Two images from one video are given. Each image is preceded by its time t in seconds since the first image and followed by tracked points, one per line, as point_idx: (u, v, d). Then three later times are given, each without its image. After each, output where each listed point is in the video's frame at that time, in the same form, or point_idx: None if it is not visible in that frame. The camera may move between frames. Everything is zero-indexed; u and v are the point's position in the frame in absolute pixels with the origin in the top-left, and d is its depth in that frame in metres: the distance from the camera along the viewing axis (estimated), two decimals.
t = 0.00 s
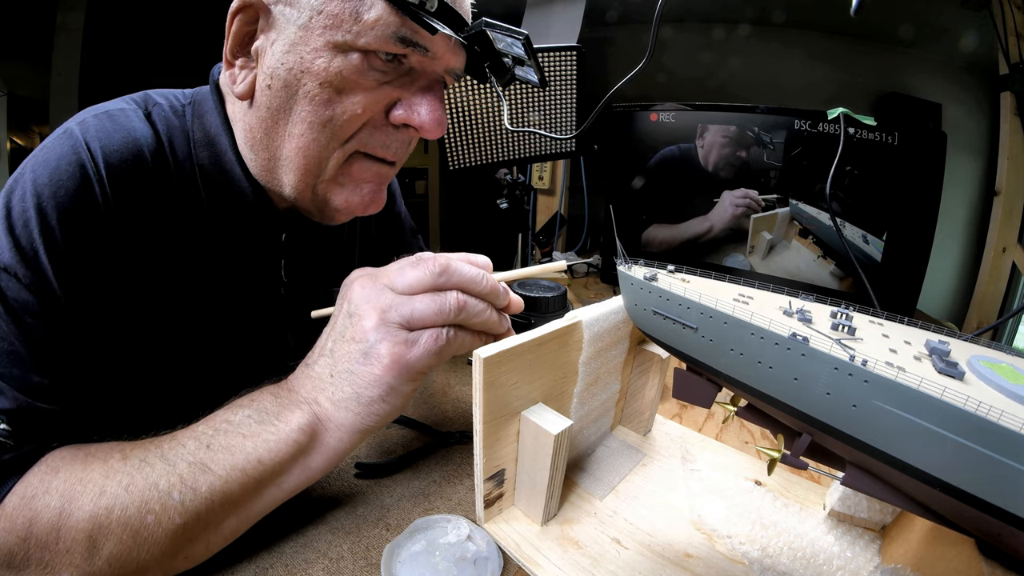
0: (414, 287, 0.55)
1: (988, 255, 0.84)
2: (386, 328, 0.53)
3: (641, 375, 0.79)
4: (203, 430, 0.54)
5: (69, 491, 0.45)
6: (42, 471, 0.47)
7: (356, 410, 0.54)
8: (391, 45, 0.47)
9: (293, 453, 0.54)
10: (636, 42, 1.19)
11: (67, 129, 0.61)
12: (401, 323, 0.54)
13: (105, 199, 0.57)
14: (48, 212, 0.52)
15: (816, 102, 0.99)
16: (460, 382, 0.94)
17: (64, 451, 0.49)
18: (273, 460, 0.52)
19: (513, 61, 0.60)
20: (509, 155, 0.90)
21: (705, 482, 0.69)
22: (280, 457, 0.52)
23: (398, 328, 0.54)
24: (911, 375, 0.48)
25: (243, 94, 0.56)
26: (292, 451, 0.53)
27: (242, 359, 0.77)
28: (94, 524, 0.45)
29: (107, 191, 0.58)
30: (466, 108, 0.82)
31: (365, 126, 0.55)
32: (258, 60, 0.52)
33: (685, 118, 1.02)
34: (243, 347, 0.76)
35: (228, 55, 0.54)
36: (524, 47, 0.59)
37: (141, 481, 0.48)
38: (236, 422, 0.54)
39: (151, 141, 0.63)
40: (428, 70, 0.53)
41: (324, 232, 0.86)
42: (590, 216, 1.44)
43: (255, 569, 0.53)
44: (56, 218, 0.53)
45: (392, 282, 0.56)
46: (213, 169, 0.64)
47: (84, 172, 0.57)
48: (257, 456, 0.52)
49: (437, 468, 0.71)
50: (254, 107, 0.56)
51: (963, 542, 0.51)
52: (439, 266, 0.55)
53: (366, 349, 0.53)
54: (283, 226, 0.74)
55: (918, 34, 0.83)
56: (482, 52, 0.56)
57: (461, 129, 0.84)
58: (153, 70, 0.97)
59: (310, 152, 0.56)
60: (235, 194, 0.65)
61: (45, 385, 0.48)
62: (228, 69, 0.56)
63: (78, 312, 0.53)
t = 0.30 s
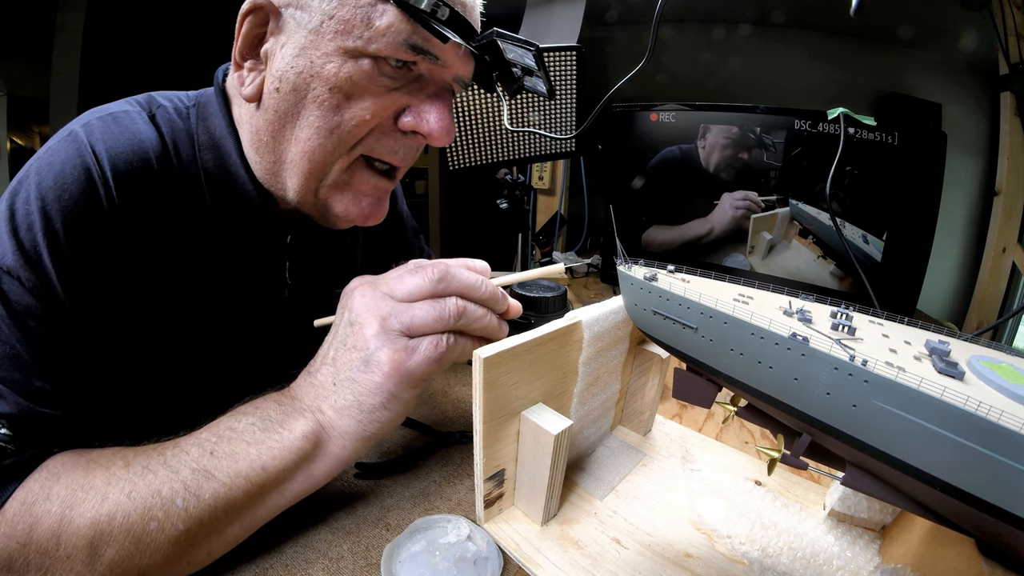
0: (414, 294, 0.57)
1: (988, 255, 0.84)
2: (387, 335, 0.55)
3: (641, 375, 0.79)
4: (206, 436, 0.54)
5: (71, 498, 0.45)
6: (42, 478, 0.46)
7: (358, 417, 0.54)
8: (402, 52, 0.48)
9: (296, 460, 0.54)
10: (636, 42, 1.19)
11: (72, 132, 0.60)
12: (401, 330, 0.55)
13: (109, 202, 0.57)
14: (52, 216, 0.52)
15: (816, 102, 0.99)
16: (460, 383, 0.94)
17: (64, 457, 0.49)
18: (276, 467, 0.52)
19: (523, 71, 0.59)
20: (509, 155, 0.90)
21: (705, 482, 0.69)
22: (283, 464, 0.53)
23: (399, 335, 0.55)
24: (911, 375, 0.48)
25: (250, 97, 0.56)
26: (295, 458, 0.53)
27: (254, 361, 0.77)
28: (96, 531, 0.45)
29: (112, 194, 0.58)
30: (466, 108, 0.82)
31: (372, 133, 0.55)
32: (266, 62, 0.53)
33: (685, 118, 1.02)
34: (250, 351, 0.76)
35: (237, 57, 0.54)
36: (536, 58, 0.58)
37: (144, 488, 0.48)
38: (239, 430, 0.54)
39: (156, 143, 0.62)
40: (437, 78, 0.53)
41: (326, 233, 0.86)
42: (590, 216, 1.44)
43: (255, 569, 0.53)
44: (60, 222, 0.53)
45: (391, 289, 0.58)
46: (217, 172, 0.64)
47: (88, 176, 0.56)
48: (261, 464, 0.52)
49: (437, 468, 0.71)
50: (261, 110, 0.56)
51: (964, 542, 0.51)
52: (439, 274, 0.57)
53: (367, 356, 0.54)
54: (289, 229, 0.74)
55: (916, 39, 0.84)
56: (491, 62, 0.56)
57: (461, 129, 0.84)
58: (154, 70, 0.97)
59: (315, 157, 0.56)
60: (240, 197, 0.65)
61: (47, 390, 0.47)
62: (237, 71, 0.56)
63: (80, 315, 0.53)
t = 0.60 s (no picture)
0: (415, 303, 0.60)
1: (988, 255, 0.84)
2: (388, 340, 0.56)
3: (641, 375, 0.79)
4: (208, 441, 0.54)
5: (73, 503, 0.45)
6: (41, 482, 0.46)
7: (360, 423, 0.55)
8: (407, 52, 0.48)
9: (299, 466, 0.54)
10: (636, 42, 1.19)
11: (73, 133, 0.60)
12: (404, 337, 0.57)
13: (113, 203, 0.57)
14: (55, 218, 0.52)
15: (816, 102, 0.99)
16: (460, 383, 0.94)
17: (65, 461, 0.49)
18: (279, 473, 0.52)
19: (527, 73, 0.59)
20: (509, 155, 0.90)
21: (705, 482, 0.69)
22: (286, 470, 0.53)
23: (401, 342, 0.56)
24: (911, 375, 0.48)
25: (256, 95, 0.56)
26: (298, 464, 0.53)
27: (252, 364, 0.77)
28: (97, 537, 0.45)
29: (116, 195, 0.58)
30: (466, 108, 0.82)
31: (378, 133, 0.54)
32: (272, 62, 0.53)
33: (685, 118, 1.02)
34: (252, 354, 0.77)
35: (243, 56, 0.55)
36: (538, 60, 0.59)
37: (146, 493, 0.48)
38: (242, 435, 0.54)
39: (159, 146, 0.63)
40: (443, 80, 0.53)
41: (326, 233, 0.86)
42: (590, 216, 1.44)
43: (255, 569, 0.53)
44: (64, 224, 0.52)
45: (392, 298, 0.60)
46: (220, 173, 0.64)
47: (90, 178, 0.56)
48: (264, 470, 0.52)
49: (437, 468, 0.71)
50: (267, 109, 0.56)
51: (964, 542, 0.51)
52: (439, 286, 0.62)
53: (368, 361, 0.54)
54: (292, 229, 0.75)
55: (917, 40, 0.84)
56: (497, 63, 0.56)
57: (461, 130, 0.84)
58: (154, 70, 0.97)
59: (321, 157, 0.56)
60: (245, 199, 0.65)
61: (49, 393, 0.47)
62: (242, 70, 0.56)
63: (82, 316, 0.53)
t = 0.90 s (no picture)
0: (400, 292, 0.61)
1: (988, 255, 0.83)
2: (375, 325, 0.57)
3: (641, 375, 0.79)
4: (206, 436, 0.54)
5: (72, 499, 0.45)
6: (40, 477, 0.46)
7: (353, 410, 0.55)
8: (370, 13, 0.50)
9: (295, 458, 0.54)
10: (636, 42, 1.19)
11: (73, 136, 0.60)
12: (390, 323, 0.58)
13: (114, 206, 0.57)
14: (56, 222, 0.51)
15: (816, 103, 0.99)
16: (460, 382, 0.94)
17: (65, 458, 0.49)
18: (275, 465, 0.52)
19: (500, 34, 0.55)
20: (509, 155, 0.90)
21: (705, 482, 0.69)
22: (282, 462, 0.53)
23: (387, 327, 0.58)
24: (911, 374, 0.48)
25: (247, 68, 0.62)
26: (294, 455, 0.53)
27: (246, 364, 0.77)
28: (95, 531, 0.45)
29: (117, 202, 0.57)
30: (466, 108, 0.82)
31: (332, 96, 0.54)
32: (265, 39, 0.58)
33: (685, 118, 1.02)
34: (247, 353, 0.77)
35: (246, 35, 0.61)
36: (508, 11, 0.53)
37: (145, 487, 0.48)
38: (239, 429, 0.55)
39: (159, 147, 0.62)
40: (411, 54, 0.54)
41: (325, 233, 0.86)
42: (590, 216, 1.44)
43: (255, 569, 0.53)
44: (66, 227, 0.52)
45: (378, 287, 0.61)
46: (221, 174, 0.64)
47: (90, 180, 0.55)
48: (260, 462, 0.52)
49: (437, 468, 0.71)
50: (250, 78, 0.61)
51: (964, 542, 0.51)
52: (423, 276, 0.63)
53: (355, 345, 0.56)
54: (291, 229, 0.77)
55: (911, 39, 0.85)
56: (465, 27, 0.53)
57: (461, 130, 0.84)
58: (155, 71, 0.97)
59: (273, 116, 0.56)
60: (244, 199, 0.66)
61: (48, 394, 0.48)
62: (243, 45, 0.62)
63: (82, 314, 0.53)
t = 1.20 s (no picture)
0: (401, 295, 0.61)
1: (988, 255, 0.83)
2: (377, 328, 0.57)
3: (641, 375, 0.79)
4: (209, 438, 0.54)
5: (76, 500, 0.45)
6: (45, 478, 0.46)
7: (355, 413, 0.55)
8: (377, 23, 0.51)
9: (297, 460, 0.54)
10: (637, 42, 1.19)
11: (78, 136, 0.60)
12: (392, 326, 0.58)
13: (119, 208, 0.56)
14: (62, 223, 0.51)
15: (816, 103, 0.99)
16: (460, 382, 0.94)
17: (67, 459, 0.49)
18: (276, 467, 0.52)
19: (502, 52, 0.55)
20: (509, 155, 0.90)
21: (705, 482, 0.69)
22: (284, 464, 0.53)
23: (389, 329, 0.58)
24: (911, 375, 0.48)
25: (257, 68, 0.63)
26: (296, 457, 0.53)
27: (247, 364, 0.77)
28: (99, 532, 0.45)
29: (122, 205, 0.57)
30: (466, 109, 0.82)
31: (335, 103, 0.54)
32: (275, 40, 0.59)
33: (685, 118, 1.02)
34: (248, 353, 0.77)
35: (257, 35, 0.62)
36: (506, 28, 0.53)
37: (149, 488, 0.48)
38: (242, 431, 0.55)
39: (164, 148, 0.62)
40: (416, 64, 0.55)
41: (326, 233, 0.86)
42: (590, 216, 1.44)
43: (255, 569, 0.53)
44: (71, 229, 0.52)
45: (379, 290, 0.61)
46: (226, 174, 0.65)
47: (95, 181, 0.55)
48: (262, 463, 0.52)
49: (436, 468, 0.71)
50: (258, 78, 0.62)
51: (964, 542, 0.51)
52: (424, 278, 0.64)
53: (358, 349, 0.56)
54: (297, 229, 0.76)
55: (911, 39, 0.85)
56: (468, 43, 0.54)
57: (461, 130, 0.85)
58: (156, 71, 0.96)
59: (275, 121, 0.56)
60: (249, 199, 0.66)
61: (51, 395, 0.47)
62: (254, 45, 0.63)
63: (86, 315, 0.53)
